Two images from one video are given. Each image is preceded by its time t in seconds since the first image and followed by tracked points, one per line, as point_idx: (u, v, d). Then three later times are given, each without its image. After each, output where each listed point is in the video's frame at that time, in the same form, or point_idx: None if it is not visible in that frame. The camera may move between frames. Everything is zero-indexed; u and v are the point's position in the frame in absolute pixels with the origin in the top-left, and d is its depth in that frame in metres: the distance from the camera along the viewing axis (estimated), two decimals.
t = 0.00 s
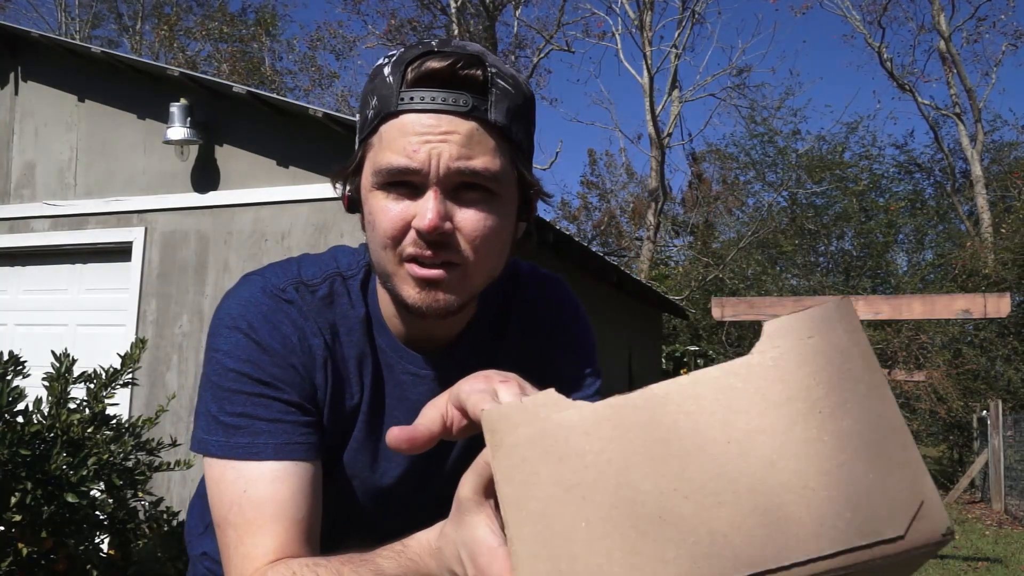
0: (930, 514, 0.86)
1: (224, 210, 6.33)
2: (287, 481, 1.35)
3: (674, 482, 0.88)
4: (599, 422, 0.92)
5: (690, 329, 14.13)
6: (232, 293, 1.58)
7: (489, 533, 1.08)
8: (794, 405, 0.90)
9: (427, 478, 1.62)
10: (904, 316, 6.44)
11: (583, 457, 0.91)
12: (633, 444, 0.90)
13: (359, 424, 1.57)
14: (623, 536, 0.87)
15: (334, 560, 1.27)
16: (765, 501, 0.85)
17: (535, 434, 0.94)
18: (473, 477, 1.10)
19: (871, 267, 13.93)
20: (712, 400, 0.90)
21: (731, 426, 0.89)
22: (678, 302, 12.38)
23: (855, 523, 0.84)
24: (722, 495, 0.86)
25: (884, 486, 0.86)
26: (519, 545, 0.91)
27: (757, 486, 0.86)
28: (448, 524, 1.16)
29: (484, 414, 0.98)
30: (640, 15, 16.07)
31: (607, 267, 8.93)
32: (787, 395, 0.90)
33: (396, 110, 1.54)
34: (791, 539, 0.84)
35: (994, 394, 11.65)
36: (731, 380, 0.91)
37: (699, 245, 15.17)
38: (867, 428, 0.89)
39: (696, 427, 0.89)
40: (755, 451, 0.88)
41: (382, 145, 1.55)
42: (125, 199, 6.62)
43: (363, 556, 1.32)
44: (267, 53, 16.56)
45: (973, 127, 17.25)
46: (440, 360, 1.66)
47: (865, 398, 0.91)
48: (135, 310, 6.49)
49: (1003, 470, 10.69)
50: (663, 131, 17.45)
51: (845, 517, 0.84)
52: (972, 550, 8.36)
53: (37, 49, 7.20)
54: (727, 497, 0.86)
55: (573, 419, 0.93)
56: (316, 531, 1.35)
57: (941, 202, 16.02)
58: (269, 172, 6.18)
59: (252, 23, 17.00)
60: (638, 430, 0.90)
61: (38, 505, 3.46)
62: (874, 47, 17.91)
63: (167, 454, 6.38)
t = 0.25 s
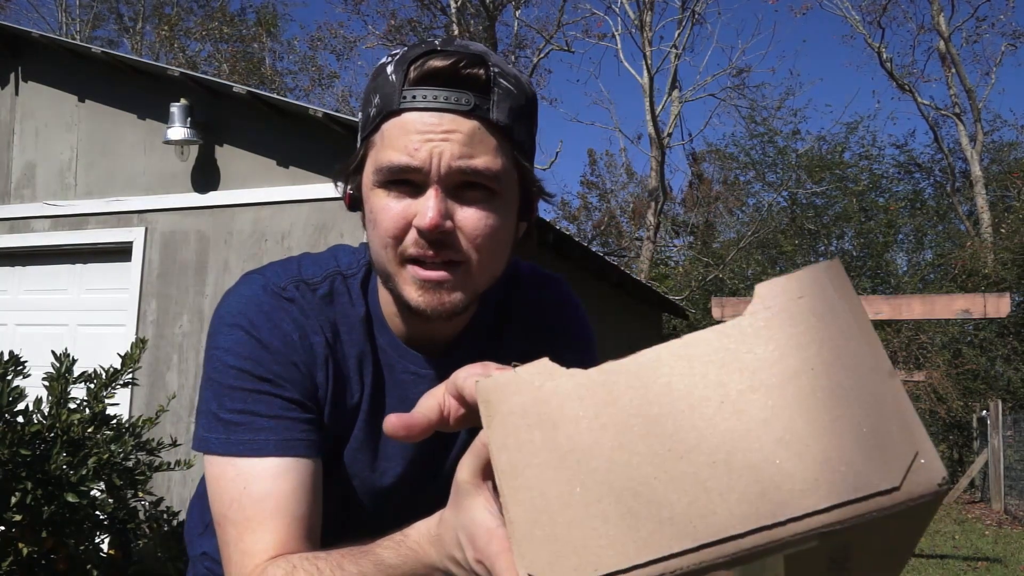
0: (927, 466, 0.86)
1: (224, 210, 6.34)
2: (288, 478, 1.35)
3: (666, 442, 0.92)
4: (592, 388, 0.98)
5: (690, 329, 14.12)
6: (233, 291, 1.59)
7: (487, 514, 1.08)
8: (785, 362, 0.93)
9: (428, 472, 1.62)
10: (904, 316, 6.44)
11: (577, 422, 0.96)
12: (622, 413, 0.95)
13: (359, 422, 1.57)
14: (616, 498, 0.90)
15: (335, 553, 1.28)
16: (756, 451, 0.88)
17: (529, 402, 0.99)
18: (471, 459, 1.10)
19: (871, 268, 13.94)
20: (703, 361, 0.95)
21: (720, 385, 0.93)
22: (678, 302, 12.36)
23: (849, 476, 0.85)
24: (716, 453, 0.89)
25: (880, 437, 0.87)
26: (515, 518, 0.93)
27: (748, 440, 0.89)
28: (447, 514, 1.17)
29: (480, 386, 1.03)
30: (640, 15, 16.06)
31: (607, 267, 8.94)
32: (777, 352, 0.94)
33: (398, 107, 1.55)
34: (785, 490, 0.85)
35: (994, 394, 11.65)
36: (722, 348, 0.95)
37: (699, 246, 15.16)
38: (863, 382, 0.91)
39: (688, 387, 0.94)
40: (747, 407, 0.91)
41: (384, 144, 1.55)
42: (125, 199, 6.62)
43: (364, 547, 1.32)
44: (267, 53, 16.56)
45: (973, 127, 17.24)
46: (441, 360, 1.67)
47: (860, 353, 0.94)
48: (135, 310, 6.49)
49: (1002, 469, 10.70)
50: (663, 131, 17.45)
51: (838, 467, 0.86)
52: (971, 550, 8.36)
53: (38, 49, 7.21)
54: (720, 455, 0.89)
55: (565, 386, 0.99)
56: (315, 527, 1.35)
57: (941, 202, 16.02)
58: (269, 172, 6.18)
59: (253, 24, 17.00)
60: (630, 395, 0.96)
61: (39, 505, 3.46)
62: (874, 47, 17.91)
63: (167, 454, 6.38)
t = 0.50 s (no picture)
0: (914, 449, 0.85)
1: (224, 210, 6.33)
2: (288, 479, 1.34)
3: (656, 434, 0.92)
4: (582, 382, 0.98)
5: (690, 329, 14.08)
6: (232, 293, 1.59)
7: (486, 510, 1.09)
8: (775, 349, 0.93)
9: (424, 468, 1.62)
10: (904, 316, 6.44)
11: (568, 416, 0.97)
12: (614, 402, 0.95)
13: (359, 422, 1.57)
14: (608, 491, 0.91)
15: (336, 554, 1.27)
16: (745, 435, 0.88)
17: (522, 398, 1.01)
18: (469, 457, 1.11)
19: (871, 268, 13.95)
20: (692, 351, 0.95)
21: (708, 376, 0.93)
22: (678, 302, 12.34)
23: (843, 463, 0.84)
24: (705, 443, 0.89)
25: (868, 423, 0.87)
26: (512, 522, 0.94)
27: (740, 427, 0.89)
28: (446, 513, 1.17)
29: (474, 383, 1.05)
30: (640, 15, 16.06)
31: (608, 267, 8.94)
32: (765, 340, 0.93)
33: (396, 108, 1.54)
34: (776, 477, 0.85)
35: (994, 394, 11.63)
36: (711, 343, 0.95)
37: (699, 245, 15.14)
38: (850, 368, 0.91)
39: (677, 377, 0.94)
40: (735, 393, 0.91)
41: (382, 144, 1.55)
42: (125, 199, 6.62)
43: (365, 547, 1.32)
44: (267, 53, 16.57)
45: (973, 127, 17.24)
46: (440, 360, 1.66)
47: (844, 339, 0.93)
48: (135, 310, 6.49)
49: (1003, 470, 10.70)
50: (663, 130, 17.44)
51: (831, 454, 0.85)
52: (971, 550, 8.36)
53: (37, 49, 7.20)
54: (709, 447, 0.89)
55: (556, 378, 1.00)
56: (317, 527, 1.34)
57: (941, 202, 16.02)
58: (269, 172, 6.18)
59: (253, 23, 17.01)
60: (620, 388, 0.96)
61: (38, 505, 3.46)
62: (874, 47, 17.91)
63: (167, 454, 6.38)
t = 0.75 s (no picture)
0: (915, 436, 0.86)
1: (223, 210, 6.32)
2: (289, 477, 1.34)
3: (661, 423, 0.91)
4: (584, 375, 0.97)
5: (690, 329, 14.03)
6: (233, 292, 1.58)
7: (490, 507, 1.08)
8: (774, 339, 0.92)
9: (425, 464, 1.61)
10: (904, 317, 6.44)
11: (572, 407, 0.96)
12: (617, 390, 0.94)
13: (359, 421, 1.56)
14: (613, 480, 0.90)
15: (337, 552, 1.27)
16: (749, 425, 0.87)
17: (525, 391, 0.99)
18: (470, 453, 1.09)
19: (872, 268, 13.97)
20: (692, 343, 0.94)
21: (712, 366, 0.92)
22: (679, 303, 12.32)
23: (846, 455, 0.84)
24: (709, 432, 0.88)
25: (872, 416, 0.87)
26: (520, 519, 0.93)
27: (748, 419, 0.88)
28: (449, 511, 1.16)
29: (475, 378, 1.02)
30: (641, 15, 16.05)
31: (608, 267, 8.94)
32: (764, 330, 0.93)
33: (397, 108, 1.53)
34: (779, 468, 0.85)
35: (994, 394, 11.60)
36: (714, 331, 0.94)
37: (699, 245, 15.12)
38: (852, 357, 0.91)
39: (677, 367, 0.93)
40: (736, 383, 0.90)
41: (384, 143, 1.54)
42: (125, 199, 6.61)
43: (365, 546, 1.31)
44: (267, 52, 16.55)
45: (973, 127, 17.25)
46: (442, 359, 1.66)
47: (842, 326, 0.93)
48: (135, 310, 6.48)
49: (1003, 470, 10.71)
50: (663, 130, 17.43)
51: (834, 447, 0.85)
52: (972, 550, 8.36)
53: (37, 48, 7.19)
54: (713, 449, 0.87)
55: (560, 372, 0.98)
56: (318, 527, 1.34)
57: (941, 202, 16.02)
58: (269, 172, 6.17)
59: (253, 23, 17.01)
60: (624, 378, 0.95)
61: (38, 505, 3.45)
62: (874, 47, 17.92)
63: (167, 454, 6.38)
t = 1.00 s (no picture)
0: (893, 456, 0.87)
1: (224, 210, 6.32)
2: (274, 484, 1.34)
3: (644, 434, 0.92)
4: (569, 386, 0.99)
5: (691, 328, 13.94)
6: (225, 296, 1.58)
7: (469, 523, 1.08)
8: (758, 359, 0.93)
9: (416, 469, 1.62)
10: (904, 317, 6.45)
11: (556, 416, 0.97)
12: (603, 403, 0.96)
13: (352, 422, 1.56)
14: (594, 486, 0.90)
15: (320, 563, 1.26)
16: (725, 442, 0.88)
17: (514, 399, 1.01)
18: (458, 467, 1.12)
19: (872, 268, 14.03)
20: (681, 356, 0.96)
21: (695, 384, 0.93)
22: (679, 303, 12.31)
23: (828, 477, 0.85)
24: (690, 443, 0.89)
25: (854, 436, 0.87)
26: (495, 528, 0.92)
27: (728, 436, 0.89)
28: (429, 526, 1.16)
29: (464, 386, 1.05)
30: (641, 15, 16.04)
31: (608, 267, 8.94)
32: (750, 348, 0.95)
33: (400, 106, 1.52)
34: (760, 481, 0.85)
35: (994, 394, 11.57)
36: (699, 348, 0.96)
37: (699, 245, 14.92)
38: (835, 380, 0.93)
39: (665, 380, 0.95)
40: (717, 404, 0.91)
41: (387, 142, 1.53)
42: (124, 199, 6.60)
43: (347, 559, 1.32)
44: (267, 53, 16.54)
45: (973, 127, 17.27)
46: (439, 357, 1.66)
47: (828, 345, 0.95)
48: (134, 310, 6.48)
49: (1003, 470, 10.72)
50: (664, 131, 17.42)
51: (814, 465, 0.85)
52: (971, 550, 8.36)
53: (37, 48, 7.19)
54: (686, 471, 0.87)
55: (542, 385, 1.00)
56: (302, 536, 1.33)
57: (941, 202, 16.03)
58: (269, 171, 6.17)
59: (253, 24, 17.00)
60: (610, 389, 0.96)
61: (38, 505, 3.44)
62: (874, 47, 17.93)
63: (167, 454, 6.38)
